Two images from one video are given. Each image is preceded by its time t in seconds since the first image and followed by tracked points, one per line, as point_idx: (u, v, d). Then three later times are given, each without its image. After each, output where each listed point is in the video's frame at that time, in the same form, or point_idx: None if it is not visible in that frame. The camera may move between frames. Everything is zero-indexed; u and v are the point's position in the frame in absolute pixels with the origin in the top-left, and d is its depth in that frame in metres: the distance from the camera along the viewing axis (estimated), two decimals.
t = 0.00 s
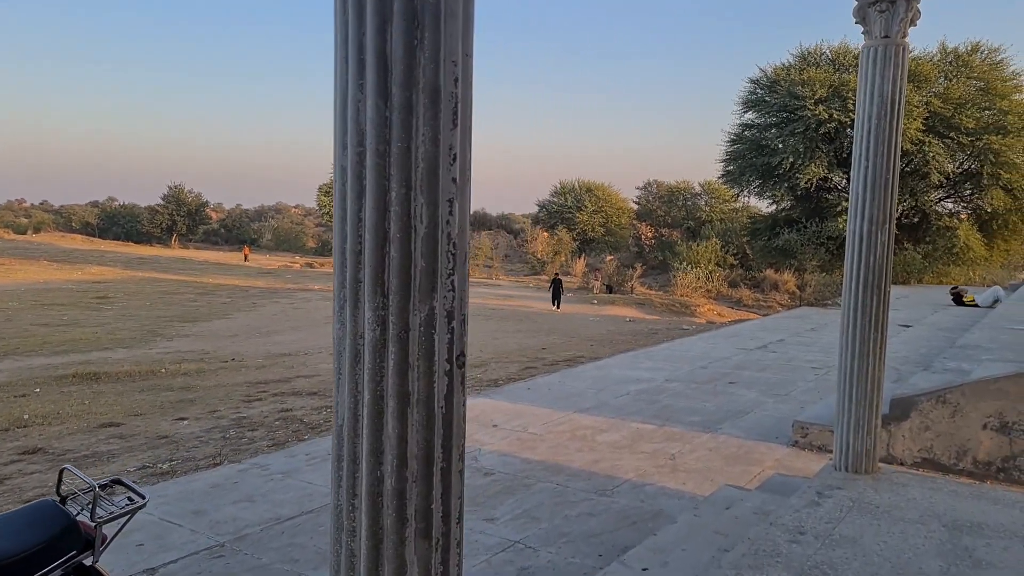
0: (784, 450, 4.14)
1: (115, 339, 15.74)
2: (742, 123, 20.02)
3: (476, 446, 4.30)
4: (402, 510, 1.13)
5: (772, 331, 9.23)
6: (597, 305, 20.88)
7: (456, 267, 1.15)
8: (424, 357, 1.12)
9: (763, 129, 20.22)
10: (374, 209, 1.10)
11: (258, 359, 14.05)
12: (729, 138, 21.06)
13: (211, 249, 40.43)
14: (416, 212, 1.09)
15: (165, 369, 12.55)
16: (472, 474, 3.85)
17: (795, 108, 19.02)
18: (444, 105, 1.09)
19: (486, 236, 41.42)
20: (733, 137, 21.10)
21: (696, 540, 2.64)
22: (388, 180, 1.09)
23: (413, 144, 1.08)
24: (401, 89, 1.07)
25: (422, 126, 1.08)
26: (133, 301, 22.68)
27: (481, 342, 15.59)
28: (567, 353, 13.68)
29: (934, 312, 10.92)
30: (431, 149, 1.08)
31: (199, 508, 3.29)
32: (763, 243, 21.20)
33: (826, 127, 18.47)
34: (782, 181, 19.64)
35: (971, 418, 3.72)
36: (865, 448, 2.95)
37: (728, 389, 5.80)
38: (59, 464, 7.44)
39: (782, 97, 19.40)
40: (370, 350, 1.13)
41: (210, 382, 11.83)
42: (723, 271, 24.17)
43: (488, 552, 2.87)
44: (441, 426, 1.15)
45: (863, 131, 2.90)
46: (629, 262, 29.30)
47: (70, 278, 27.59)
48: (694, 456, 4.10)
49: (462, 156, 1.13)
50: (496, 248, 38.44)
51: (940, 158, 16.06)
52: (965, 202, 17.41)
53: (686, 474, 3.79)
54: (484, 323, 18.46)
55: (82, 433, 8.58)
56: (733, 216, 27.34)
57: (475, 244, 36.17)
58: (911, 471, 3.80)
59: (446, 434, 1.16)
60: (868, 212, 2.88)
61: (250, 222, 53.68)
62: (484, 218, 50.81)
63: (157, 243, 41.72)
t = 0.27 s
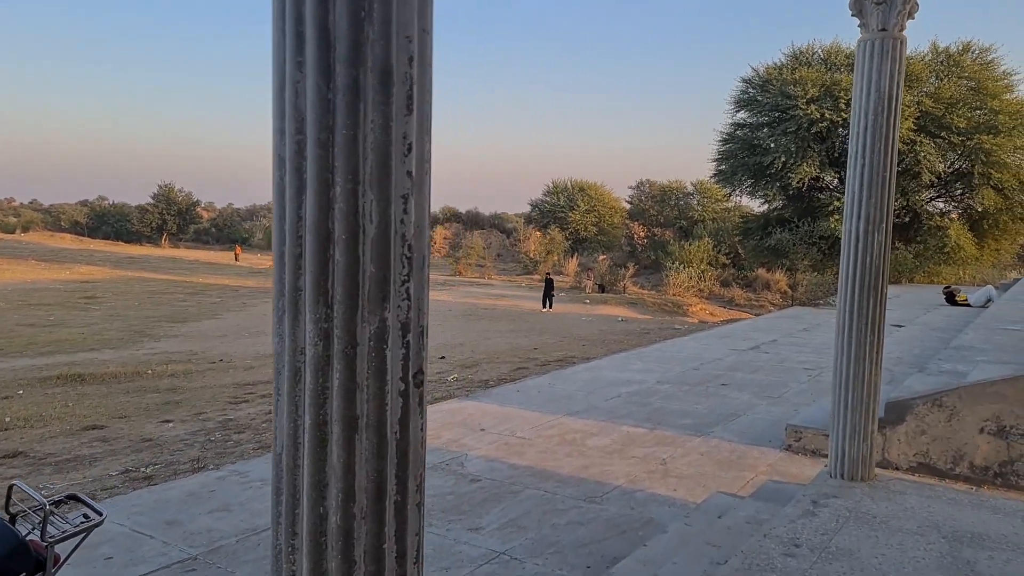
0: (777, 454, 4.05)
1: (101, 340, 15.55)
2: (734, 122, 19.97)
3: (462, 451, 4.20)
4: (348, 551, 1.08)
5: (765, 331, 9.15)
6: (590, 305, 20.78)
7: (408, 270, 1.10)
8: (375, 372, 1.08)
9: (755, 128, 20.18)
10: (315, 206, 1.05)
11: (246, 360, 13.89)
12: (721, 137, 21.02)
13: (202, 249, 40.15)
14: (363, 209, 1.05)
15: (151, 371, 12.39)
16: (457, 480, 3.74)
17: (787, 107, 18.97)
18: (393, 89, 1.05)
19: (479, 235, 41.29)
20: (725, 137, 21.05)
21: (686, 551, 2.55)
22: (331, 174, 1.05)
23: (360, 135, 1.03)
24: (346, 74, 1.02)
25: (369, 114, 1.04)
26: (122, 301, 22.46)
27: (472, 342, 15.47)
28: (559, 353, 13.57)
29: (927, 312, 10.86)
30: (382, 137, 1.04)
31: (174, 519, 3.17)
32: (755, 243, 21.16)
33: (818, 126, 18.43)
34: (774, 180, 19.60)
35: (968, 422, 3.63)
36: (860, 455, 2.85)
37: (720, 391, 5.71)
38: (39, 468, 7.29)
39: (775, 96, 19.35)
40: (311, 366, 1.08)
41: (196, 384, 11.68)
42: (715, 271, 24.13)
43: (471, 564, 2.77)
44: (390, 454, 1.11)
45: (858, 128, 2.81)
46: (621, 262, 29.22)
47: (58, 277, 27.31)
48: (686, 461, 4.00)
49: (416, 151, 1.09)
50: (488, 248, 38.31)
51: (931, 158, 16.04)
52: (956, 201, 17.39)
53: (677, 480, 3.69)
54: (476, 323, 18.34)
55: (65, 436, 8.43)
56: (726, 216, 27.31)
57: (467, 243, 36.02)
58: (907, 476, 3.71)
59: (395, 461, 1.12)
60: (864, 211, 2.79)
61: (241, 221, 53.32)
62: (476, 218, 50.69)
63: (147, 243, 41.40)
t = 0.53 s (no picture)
0: (767, 458, 3.96)
1: (83, 341, 15.32)
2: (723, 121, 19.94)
3: (445, 456, 4.09)
4: None
5: (754, 331, 9.09)
6: (579, 305, 20.70)
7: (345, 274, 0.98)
8: (305, 391, 0.96)
9: (744, 127, 20.17)
10: (232, 197, 0.94)
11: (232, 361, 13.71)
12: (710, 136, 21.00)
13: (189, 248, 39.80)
14: (289, 201, 0.93)
15: (134, 372, 12.20)
16: (439, 487, 3.63)
17: (776, 106, 18.95)
18: (324, 67, 0.93)
19: (468, 234, 41.16)
20: (713, 136, 21.04)
21: (674, 563, 2.45)
22: (251, 161, 0.93)
23: (285, 117, 0.92)
24: (266, 46, 0.90)
25: (295, 91, 0.92)
26: (106, 301, 22.19)
27: (461, 342, 15.34)
28: (547, 353, 13.47)
29: (916, 312, 10.83)
30: (311, 117, 0.92)
31: (143, 530, 3.05)
32: (744, 242, 21.16)
33: (806, 125, 18.42)
34: (762, 179, 19.60)
35: (961, 425, 3.54)
36: (854, 461, 2.76)
37: (710, 392, 5.62)
38: (15, 473, 7.13)
39: (763, 95, 19.33)
40: (230, 387, 0.96)
41: (179, 386, 11.50)
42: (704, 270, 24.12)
43: None
44: (327, 487, 0.99)
45: (851, 123, 2.72)
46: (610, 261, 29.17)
47: (41, 277, 26.97)
48: (675, 465, 3.90)
49: (355, 135, 0.97)
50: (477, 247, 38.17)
51: (919, 157, 16.06)
52: (943, 200, 17.41)
53: (665, 486, 3.59)
54: (464, 323, 18.22)
55: (43, 439, 8.25)
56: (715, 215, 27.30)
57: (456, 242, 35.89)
58: (899, 480, 3.63)
59: (331, 494, 1.00)
60: (856, 210, 2.70)
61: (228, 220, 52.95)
62: (465, 217, 50.52)
63: (133, 242, 41.00)
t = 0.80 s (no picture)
0: (759, 461, 3.86)
1: (66, 341, 15.09)
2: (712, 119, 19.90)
3: (428, 460, 3.96)
4: None
5: (744, 330, 9.02)
6: (569, 303, 20.60)
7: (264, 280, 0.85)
8: (212, 417, 0.82)
9: (733, 126, 20.15)
10: (117, 181, 0.79)
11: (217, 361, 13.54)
12: (700, 135, 20.97)
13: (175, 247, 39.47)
14: (190, 188, 0.79)
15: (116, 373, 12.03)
16: (423, 493, 3.51)
17: (765, 104, 18.92)
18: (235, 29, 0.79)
19: (457, 233, 41.01)
20: (703, 135, 21.01)
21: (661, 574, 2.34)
22: (141, 137, 0.79)
23: (184, 89, 0.78)
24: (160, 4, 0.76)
25: (198, 57, 0.78)
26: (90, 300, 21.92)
27: (449, 341, 15.23)
28: (537, 352, 13.37)
29: (905, 311, 10.81)
30: (216, 88, 0.78)
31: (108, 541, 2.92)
32: (733, 241, 21.16)
33: (795, 123, 18.39)
34: (752, 178, 19.58)
35: (956, 428, 3.46)
36: (849, 467, 2.67)
37: (700, 393, 5.53)
38: None
39: (753, 93, 19.29)
40: (123, 415, 0.83)
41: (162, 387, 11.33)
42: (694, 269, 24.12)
43: None
44: (241, 531, 0.86)
45: (846, 116, 2.62)
46: (600, 260, 29.13)
47: (25, 276, 26.62)
48: (664, 469, 3.80)
49: (274, 111, 0.84)
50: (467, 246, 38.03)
51: (908, 155, 16.09)
52: (931, 199, 17.45)
53: (654, 491, 3.49)
54: (453, 322, 18.10)
55: (20, 442, 8.08)
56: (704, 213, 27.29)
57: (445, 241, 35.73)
58: (894, 484, 3.55)
59: (249, 538, 0.86)
60: (850, 206, 2.61)
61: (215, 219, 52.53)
62: (455, 215, 50.37)
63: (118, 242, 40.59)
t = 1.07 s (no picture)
0: (753, 468, 3.76)
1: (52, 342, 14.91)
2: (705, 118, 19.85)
3: (413, 468, 3.85)
4: None
5: (737, 330, 8.93)
6: (562, 303, 20.51)
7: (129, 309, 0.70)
8: (66, 478, 0.68)
9: (726, 125, 20.11)
10: None
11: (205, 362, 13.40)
12: (692, 133, 20.95)
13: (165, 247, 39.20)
14: (32, 187, 0.64)
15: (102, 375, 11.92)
16: (406, 502, 3.39)
17: (758, 103, 18.86)
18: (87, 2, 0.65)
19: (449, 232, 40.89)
20: (696, 133, 20.99)
21: None
22: None
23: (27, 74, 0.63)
24: None
25: (44, 23, 0.63)
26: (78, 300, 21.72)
27: (441, 341, 15.11)
28: (529, 352, 13.28)
29: (899, 310, 10.76)
30: (68, 63, 0.64)
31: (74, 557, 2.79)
32: (726, 240, 21.15)
33: (788, 122, 18.34)
34: (745, 177, 19.54)
35: (957, 434, 3.36)
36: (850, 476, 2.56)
37: (692, 396, 5.43)
38: None
39: (745, 92, 19.25)
40: None
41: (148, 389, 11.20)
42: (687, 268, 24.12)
43: None
44: None
45: (844, 111, 2.52)
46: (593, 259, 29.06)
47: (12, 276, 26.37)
48: (656, 476, 3.69)
49: (149, 96, 0.69)
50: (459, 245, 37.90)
51: (902, 154, 16.08)
52: (924, 198, 17.45)
53: (646, 500, 3.38)
54: (445, 322, 17.98)
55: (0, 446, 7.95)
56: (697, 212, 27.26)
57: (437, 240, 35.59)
58: (892, 493, 3.45)
59: None
60: (850, 205, 2.50)
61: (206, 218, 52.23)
62: (447, 214, 50.24)
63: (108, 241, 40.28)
